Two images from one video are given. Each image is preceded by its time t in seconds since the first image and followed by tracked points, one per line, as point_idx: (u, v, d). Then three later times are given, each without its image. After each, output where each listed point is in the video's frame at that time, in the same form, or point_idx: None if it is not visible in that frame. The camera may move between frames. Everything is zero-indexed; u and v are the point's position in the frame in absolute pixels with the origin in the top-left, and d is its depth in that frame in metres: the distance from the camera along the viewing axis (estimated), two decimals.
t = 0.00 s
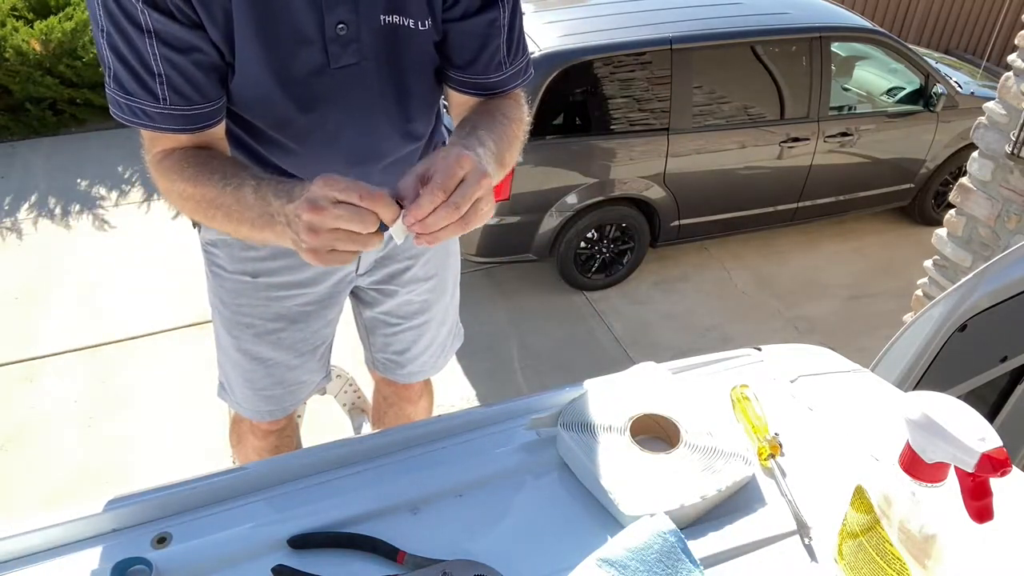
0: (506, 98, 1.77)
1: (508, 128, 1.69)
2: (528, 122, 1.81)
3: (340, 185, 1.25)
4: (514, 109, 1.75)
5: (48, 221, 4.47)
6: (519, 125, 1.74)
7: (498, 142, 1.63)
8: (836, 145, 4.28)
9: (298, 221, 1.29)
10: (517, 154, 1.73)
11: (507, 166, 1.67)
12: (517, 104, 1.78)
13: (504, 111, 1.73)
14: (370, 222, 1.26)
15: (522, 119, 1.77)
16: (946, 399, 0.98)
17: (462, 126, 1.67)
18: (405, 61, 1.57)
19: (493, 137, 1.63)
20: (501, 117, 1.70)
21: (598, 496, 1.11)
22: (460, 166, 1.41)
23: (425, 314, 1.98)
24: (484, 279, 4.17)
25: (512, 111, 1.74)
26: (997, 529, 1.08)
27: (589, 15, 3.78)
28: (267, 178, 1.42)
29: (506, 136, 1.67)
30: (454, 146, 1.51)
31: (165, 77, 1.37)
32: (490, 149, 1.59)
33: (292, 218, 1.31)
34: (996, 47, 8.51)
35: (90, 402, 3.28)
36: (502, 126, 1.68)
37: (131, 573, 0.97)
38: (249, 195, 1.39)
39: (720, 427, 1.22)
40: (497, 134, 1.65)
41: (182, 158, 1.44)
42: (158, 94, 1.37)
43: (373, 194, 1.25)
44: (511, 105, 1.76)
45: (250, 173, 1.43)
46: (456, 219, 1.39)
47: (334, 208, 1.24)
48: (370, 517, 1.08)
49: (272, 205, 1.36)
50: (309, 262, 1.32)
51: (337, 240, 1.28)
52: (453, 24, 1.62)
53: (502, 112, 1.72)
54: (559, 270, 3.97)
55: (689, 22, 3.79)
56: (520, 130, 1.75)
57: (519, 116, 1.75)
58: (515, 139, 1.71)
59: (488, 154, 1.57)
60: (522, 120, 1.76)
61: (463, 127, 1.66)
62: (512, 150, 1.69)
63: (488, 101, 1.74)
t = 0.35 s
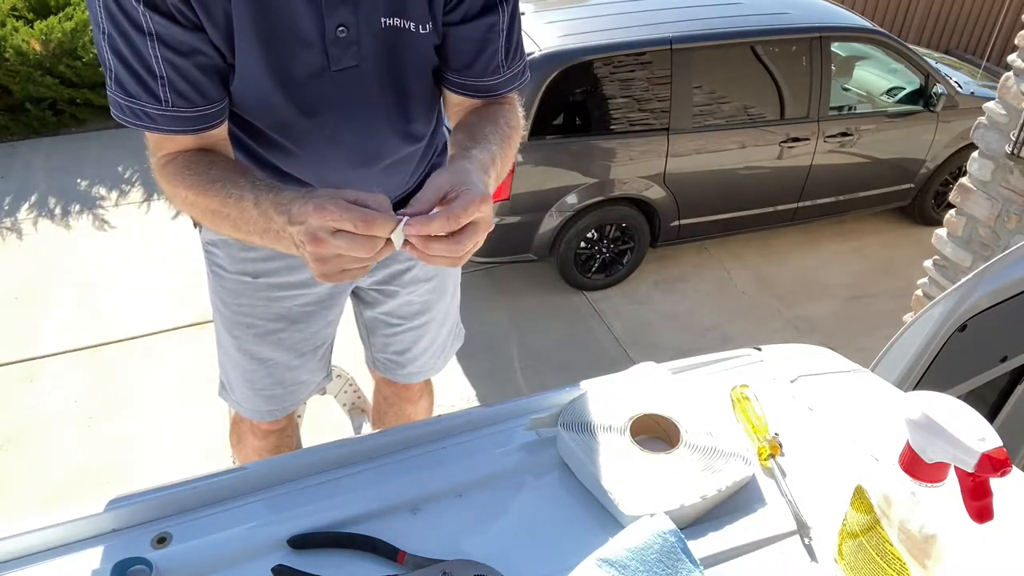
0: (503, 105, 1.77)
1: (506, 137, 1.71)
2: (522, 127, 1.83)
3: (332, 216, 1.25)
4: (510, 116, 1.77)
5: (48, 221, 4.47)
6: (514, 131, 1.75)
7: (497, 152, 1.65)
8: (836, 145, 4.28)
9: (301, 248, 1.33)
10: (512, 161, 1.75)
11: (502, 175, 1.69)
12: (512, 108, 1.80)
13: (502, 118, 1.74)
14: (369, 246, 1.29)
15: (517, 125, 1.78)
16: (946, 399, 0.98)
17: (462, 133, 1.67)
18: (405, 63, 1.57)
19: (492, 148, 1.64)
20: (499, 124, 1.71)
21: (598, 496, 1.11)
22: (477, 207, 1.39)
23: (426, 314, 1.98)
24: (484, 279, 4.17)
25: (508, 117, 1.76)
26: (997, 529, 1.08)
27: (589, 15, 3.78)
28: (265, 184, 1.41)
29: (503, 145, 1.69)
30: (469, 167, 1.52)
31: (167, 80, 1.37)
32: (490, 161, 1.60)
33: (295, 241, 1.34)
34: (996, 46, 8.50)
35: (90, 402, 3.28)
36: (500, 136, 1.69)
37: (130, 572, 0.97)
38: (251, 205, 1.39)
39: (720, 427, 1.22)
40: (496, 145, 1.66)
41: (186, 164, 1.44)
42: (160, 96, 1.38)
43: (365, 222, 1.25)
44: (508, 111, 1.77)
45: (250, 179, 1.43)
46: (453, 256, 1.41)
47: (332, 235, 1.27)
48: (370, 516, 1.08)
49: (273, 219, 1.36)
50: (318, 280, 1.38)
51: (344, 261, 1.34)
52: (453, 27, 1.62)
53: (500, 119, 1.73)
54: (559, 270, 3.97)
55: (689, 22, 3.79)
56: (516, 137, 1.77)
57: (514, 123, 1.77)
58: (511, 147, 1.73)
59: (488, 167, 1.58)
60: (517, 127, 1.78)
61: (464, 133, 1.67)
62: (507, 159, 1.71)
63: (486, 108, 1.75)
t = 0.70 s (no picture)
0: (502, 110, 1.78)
1: (505, 141, 1.71)
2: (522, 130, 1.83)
3: (338, 241, 1.25)
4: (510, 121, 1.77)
5: (48, 221, 4.47)
6: (514, 136, 1.76)
7: (495, 154, 1.65)
8: (836, 145, 4.28)
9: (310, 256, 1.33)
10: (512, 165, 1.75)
11: (501, 178, 1.69)
12: (512, 111, 1.81)
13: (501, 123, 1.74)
14: (373, 269, 1.29)
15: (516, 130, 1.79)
16: (946, 399, 0.98)
17: (462, 135, 1.68)
18: (408, 64, 1.57)
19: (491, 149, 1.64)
20: (498, 126, 1.72)
21: (598, 495, 1.11)
22: (465, 192, 1.40)
23: (426, 315, 1.98)
24: (484, 279, 4.17)
25: (508, 120, 1.77)
26: (997, 529, 1.08)
27: (590, 15, 3.78)
28: (272, 189, 1.41)
29: (502, 148, 1.69)
30: (460, 165, 1.53)
31: (173, 82, 1.36)
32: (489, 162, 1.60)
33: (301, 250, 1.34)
34: (996, 46, 8.50)
35: (90, 402, 3.28)
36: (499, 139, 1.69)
37: (131, 573, 0.98)
38: (260, 207, 1.39)
39: (719, 428, 1.23)
40: (495, 146, 1.66)
41: (193, 167, 1.45)
42: (167, 98, 1.37)
43: (369, 251, 1.24)
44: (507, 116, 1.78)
45: (257, 180, 1.43)
46: (466, 242, 1.42)
47: (338, 256, 1.27)
48: (370, 516, 1.08)
49: (280, 223, 1.36)
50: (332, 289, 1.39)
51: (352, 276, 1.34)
52: (454, 29, 1.62)
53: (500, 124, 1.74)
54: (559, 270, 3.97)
55: (689, 22, 3.79)
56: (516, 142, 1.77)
57: (513, 128, 1.77)
58: (509, 150, 1.73)
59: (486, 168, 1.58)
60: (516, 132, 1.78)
61: (462, 134, 1.68)
62: (506, 162, 1.71)
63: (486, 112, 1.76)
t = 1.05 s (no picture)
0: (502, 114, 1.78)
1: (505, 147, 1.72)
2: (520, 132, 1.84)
3: (344, 256, 1.26)
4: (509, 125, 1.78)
5: (48, 221, 4.47)
6: (513, 140, 1.77)
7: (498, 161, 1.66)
8: (836, 145, 4.28)
9: (313, 274, 1.35)
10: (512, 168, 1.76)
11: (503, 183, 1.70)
12: (511, 114, 1.82)
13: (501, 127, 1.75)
14: (382, 281, 1.30)
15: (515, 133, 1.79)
16: (947, 399, 0.98)
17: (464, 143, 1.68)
18: (409, 68, 1.57)
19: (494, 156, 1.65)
20: (498, 131, 1.73)
21: (598, 496, 1.11)
22: (477, 223, 1.40)
23: (426, 315, 1.98)
24: (484, 279, 4.17)
25: (508, 123, 1.78)
26: (997, 529, 1.08)
27: (590, 15, 3.78)
28: (270, 205, 1.42)
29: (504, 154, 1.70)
30: (466, 180, 1.53)
31: (172, 88, 1.36)
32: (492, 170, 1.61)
33: (304, 268, 1.35)
34: (997, 46, 8.50)
35: (90, 402, 3.28)
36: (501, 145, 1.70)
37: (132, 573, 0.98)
38: (255, 227, 1.40)
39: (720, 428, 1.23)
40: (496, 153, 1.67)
41: (192, 178, 1.46)
42: (166, 104, 1.37)
43: (376, 263, 1.25)
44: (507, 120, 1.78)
45: (253, 194, 1.44)
46: (460, 269, 1.42)
47: (347, 269, 1.29)
48: (371, 516, 1.08)
49: (277, 244, 1.37)
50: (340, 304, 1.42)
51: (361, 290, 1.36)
52: (454, 32, 1.62)
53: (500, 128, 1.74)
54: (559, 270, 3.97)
55: (689, 23, 3.79)
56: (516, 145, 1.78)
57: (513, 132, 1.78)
58: (509, 155, 1.74)
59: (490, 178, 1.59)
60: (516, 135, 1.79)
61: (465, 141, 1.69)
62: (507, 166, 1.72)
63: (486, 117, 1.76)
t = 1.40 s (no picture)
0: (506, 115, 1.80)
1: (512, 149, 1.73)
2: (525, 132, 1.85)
3: (347, 262, 1.26)
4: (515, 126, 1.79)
5: (48, 221, 4.47)
6: (519, 140, 1.78)
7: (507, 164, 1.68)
8: (836, 145, 4.28)
9: (313, 279, 1.35)
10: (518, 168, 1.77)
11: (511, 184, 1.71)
12: (512, 115, 1.82)
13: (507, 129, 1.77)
14: (387, 284, 1.30)
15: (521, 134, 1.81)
16: (946, 399, 0.98)
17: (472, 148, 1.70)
18: (408, 69, 1.57)
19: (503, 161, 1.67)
20: (504, 133, 1.75)
21: (598, 496, 1.11)
22: (484, 242, 1.40)
23: (426, 316, 1.98)
24: (484, 279, 4.17)
25: (512, 126, 1.79)
26: (997, 529, 1.08)
27: (590, 14, 3.78)
28: (265, 211, 1.43)
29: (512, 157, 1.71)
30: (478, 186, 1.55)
31: (168, 90, 1.36)
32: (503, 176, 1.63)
33: (303, 275, 1.37)
34: (997, 46, 8.50)
35: (90, 402, 3.28)
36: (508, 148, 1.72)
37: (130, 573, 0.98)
38: (252, 235, 1.41)
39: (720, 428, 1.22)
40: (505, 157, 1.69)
41: (188, 182, 1.46)
42: (162, 106, 1.37)
43: (379, 265, 1.25)
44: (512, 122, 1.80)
45: (250, 200, 1.45)
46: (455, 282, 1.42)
47: (350, 274, 1.29)
48: (370, 516, 1.08)
49: (274, 252, 1.39)
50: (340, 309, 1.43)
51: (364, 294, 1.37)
52: (455, 34, 1.62)
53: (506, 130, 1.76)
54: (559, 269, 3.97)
55: (689, 22, 3.79)
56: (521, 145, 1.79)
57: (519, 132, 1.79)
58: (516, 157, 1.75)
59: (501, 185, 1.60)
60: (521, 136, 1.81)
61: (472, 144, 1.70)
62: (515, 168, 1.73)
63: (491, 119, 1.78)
